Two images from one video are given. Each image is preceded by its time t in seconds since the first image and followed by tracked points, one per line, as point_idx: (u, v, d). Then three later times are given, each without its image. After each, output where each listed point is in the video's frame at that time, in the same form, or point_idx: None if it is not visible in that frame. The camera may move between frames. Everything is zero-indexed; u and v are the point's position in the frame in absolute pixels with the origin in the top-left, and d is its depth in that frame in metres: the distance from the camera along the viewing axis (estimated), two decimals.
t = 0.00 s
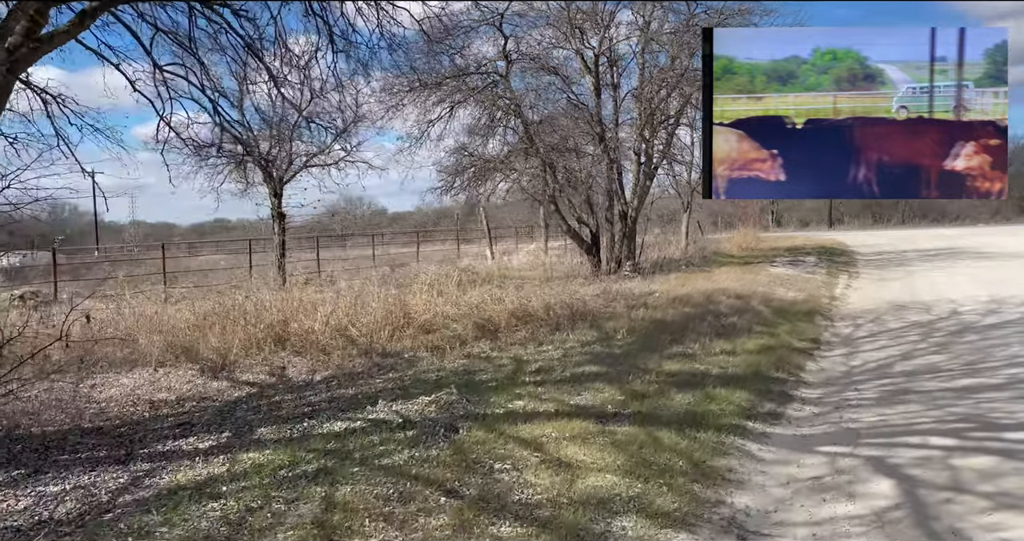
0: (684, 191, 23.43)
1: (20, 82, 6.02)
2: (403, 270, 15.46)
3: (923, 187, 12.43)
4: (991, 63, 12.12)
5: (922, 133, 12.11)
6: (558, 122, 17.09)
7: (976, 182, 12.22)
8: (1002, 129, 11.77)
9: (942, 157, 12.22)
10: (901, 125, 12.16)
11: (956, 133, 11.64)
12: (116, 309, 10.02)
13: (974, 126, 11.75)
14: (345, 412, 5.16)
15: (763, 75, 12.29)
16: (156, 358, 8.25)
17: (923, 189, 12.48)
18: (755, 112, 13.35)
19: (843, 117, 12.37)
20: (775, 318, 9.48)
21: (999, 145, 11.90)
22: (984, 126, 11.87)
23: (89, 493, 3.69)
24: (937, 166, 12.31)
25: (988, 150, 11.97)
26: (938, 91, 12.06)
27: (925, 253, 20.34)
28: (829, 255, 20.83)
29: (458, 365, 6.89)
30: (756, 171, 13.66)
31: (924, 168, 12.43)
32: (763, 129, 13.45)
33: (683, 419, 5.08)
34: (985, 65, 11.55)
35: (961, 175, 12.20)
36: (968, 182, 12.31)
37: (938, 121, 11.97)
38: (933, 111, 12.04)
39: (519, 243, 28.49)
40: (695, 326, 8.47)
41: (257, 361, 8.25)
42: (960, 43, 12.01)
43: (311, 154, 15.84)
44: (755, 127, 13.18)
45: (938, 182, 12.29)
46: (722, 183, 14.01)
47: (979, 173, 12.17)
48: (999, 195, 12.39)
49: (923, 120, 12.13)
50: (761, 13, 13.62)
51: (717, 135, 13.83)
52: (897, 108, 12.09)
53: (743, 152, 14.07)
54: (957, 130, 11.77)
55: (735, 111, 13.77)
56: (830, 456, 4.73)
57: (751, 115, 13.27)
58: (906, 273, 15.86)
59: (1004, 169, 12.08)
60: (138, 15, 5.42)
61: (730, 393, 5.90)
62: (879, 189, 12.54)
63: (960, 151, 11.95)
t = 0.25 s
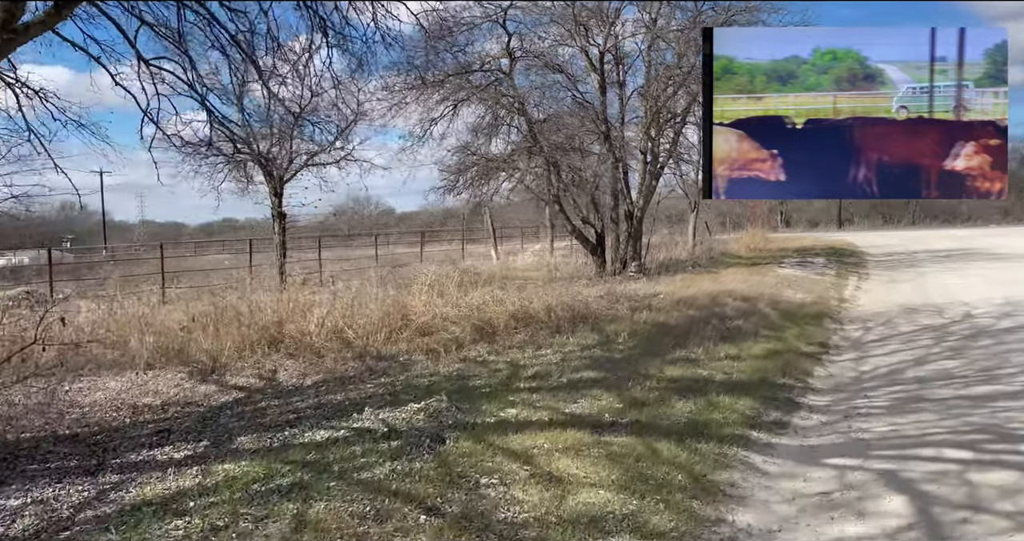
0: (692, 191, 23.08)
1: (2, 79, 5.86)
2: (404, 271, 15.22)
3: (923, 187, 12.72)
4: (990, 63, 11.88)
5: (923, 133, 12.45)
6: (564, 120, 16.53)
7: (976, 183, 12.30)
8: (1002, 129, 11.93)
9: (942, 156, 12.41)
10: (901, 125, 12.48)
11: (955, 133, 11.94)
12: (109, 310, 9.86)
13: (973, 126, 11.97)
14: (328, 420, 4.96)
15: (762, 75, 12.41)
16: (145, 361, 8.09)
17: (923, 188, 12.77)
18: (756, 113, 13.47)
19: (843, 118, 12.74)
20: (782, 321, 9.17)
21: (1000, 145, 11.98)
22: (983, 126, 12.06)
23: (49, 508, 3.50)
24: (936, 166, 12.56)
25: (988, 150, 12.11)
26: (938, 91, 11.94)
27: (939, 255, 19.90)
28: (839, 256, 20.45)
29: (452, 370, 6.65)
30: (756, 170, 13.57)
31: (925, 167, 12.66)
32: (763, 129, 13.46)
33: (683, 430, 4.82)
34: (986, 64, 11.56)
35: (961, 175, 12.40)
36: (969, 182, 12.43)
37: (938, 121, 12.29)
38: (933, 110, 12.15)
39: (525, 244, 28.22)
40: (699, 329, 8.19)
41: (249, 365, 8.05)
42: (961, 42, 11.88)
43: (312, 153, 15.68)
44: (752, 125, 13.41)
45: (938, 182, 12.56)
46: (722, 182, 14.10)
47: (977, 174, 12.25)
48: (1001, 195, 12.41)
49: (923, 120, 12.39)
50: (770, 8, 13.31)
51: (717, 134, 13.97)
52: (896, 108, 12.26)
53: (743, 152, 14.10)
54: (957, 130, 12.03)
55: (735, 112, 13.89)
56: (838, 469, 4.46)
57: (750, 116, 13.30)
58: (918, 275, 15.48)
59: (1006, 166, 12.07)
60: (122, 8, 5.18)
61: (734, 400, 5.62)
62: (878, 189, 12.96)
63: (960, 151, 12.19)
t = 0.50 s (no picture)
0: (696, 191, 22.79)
1: None
2: (404, 272, 15.03)
3: (923, 187, 12.43)
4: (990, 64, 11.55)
5: (922, 133, 12.14)
6: (565, 119, 16.24)
7: (976, 183, 12.05)
8: (1003, 128, 11.62)
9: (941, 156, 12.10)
10: (900, 125, 12.19)
11: (955, 134, 11.62)
12: (100, 312, 9.70)
13: (973, 126, 11.67)
14: (308, 429, 4.76)
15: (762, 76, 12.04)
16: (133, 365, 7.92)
17: (923, 189, 12.42)
18: (756, 112, 13.21)
19: (842, 117, 12.47)
20: (785, 324, 8.91)
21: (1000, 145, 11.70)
22: (982, 126, 11.78)
23: None
24: (936, 166, 12.26)
25: (988, 150, 11.81)
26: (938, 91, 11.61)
27: (948, 255, 19.55)
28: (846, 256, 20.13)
29: (442, 376, 6.42)
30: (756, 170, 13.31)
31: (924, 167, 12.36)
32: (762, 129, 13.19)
33: (679, 442, 4.58)
34: (986, 64, 11.22)
35: (961, 175, 12.10)
36: (969, 182, 12.14)
37: (938, 121, 11.96)
38: (933, 111, 11.84)
39: (528, 244, 27.99)
40: (700, 333, 7.94)
41: (237, 369, 7.85)
42: (960, 43, 11.60)
43: (311, 152, 15.50)
44: (751, 125, 13.17)
45: (938, 182, 12.25)
46: (722, 183, 13.89)
47: (977, 173, 12.01)
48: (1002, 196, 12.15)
49: (922, 121, 12.07)
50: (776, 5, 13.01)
51: (717, 135, 13.75)
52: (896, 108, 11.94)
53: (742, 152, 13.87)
54: (957, 130, 11.70)
55: (734, 112, 13.69)
56: (843, 485, 4.21)
57: (750, 116, 13.04)
58: (927, 276, 15.17)
59: (1006, 167, 11.88)
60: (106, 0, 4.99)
61: (734, 409, 5.37)
62: (879, 189, 12.65)
63: (960, 151, 11.90)
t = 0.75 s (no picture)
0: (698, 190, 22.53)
1: None
2: (399, 271, 14.82)
3: (923, 187, 12.08)
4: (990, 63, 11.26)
5: (921, 133, 11.88)
6: (564, 116, 15.94)
7: (976, 183, 11.80)
8: (1004, 128, 11.34)
9: (942, 156, 11.80)
10: (899, 125, 11.94)
11: (955, 134, 11.32)
12: (85, 311, 9.51)
13: (973, 126, 11.39)
14: (278, 435, 4.56)
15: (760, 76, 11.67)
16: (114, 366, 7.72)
17: (923, 189, 11.98)
18: (755, 112, 13.04)
19: (842, 117, 12.20)
20: (785, 325, 8.65)
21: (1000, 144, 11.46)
22: (982, 125, 11.50)
23: None
24: (936, 166, 11.95)
25: (988, 150, 11.55)
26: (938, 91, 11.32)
27: (953, 255, 19.24)
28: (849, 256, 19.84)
29: (426, 379, 6.19)
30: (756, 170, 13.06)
31: (924, 167, 12.04)
32: (763, 130, 12.92)
33: (666, 450, 4.34)
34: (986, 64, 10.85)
35: (961, 175, 11.80)
36: (969, 182, 11.85)
37: (938, 121, 11.66)
38: (935, 110, 11.55)
39: (529, 243, 27.76)
40: (695, 334, 7.70)
41: (219, 371, 7.65)
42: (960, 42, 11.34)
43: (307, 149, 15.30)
44: (752, 126, 12.99)
45: (937, 182, 11.88)
46: (721, 183, 13.64)
47: (977, 173, 11.76)
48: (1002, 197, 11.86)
49: (922, 120, 11.77)
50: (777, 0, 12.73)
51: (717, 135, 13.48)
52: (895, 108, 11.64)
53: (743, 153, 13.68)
54: (957, 130, 11.40)
55: (734, 112, 13.44)
56: (838, 497, 3.95)
57: (750, 115, 12.78)
58: (931, 276, 14.89)
59: (1006, 168, 11.76)
60: None
61: (726, 414, 5.13)
62: (879, 188, 12.50)
63: (959, 151, 11.60)
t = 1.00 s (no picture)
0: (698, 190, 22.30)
1: None
2: (393, 272, 14.61)
3: (923, 188, 11.78)
4: (990, 64, 11.03)
5: (922, 133, 11.60)
6: (562, 115, 15.67)
7: (975, 183, 11.61)
8: (1003, 128, 11.18)
9: (942, 156, 11.57)
10: (900, 125, 11.65)
11: (956, 134, 11.09)
12: (68, 314, 9.31)
13: (973, 126, 11.20)
14: (246, 451, 4.37)
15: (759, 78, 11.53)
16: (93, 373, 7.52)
17: (923, 189, 11.73)
18: (756, 112, 12.86)
19: (842, 117, 11.97)
20: (782, 331, 8.42)
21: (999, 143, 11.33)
22: (982, 126, 11.32)
23: None
24: (936, 166, 11.72)
25: (987, 150, 11.43)
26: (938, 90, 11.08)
27: (955, 256, 19.01)
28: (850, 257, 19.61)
29: (409, 388, 5.97)
30: (756, 170, 12.84)
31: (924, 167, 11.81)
32: (762, 130, 12.84)
33: (653, 468, 4.10)
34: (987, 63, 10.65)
35: (961, 175, 11.61)
36: (968, 182, 11.67)
37: (938, 121, 11.42)
38: (935, 110, 11.32)
39: (527, 243, 27.56)
40: (690, 341, 7.47)
41: (200, 378, 7.43)
42: (961, 42, 11.13)
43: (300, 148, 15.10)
44: (751, 126, 12.91)
45: (938, 182, 11.60)
46: (721, 183, 13.43)
47: (977, 173, 11.57)
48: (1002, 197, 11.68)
49: (923, 121, 11.53)
50: None
51: (716, 135, 13.19)
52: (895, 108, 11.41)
53: (743, 153, 13.40)
54: (957, 130, 11.17)
55: (734, 112, 13.19)
56: (834, 520, 3.70)
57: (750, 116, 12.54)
58: (933, 279, 14.66)
59: (1006, 168, 11.61)
60: None
61: (717, 428, 4.88)
62: (879, 188, 12.17)
63: (959, 151, 11.37)
